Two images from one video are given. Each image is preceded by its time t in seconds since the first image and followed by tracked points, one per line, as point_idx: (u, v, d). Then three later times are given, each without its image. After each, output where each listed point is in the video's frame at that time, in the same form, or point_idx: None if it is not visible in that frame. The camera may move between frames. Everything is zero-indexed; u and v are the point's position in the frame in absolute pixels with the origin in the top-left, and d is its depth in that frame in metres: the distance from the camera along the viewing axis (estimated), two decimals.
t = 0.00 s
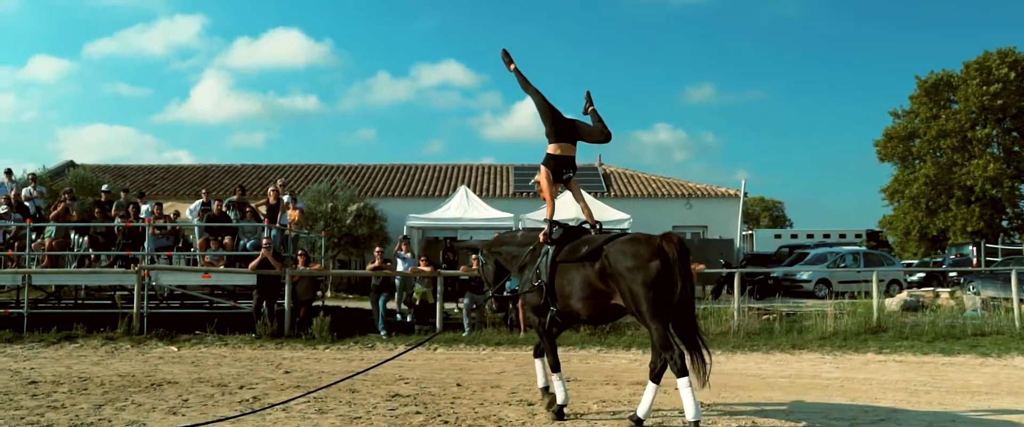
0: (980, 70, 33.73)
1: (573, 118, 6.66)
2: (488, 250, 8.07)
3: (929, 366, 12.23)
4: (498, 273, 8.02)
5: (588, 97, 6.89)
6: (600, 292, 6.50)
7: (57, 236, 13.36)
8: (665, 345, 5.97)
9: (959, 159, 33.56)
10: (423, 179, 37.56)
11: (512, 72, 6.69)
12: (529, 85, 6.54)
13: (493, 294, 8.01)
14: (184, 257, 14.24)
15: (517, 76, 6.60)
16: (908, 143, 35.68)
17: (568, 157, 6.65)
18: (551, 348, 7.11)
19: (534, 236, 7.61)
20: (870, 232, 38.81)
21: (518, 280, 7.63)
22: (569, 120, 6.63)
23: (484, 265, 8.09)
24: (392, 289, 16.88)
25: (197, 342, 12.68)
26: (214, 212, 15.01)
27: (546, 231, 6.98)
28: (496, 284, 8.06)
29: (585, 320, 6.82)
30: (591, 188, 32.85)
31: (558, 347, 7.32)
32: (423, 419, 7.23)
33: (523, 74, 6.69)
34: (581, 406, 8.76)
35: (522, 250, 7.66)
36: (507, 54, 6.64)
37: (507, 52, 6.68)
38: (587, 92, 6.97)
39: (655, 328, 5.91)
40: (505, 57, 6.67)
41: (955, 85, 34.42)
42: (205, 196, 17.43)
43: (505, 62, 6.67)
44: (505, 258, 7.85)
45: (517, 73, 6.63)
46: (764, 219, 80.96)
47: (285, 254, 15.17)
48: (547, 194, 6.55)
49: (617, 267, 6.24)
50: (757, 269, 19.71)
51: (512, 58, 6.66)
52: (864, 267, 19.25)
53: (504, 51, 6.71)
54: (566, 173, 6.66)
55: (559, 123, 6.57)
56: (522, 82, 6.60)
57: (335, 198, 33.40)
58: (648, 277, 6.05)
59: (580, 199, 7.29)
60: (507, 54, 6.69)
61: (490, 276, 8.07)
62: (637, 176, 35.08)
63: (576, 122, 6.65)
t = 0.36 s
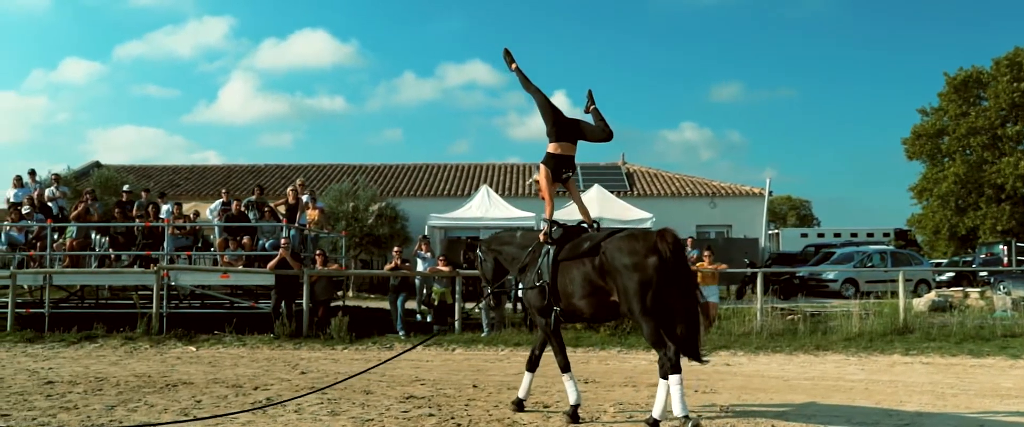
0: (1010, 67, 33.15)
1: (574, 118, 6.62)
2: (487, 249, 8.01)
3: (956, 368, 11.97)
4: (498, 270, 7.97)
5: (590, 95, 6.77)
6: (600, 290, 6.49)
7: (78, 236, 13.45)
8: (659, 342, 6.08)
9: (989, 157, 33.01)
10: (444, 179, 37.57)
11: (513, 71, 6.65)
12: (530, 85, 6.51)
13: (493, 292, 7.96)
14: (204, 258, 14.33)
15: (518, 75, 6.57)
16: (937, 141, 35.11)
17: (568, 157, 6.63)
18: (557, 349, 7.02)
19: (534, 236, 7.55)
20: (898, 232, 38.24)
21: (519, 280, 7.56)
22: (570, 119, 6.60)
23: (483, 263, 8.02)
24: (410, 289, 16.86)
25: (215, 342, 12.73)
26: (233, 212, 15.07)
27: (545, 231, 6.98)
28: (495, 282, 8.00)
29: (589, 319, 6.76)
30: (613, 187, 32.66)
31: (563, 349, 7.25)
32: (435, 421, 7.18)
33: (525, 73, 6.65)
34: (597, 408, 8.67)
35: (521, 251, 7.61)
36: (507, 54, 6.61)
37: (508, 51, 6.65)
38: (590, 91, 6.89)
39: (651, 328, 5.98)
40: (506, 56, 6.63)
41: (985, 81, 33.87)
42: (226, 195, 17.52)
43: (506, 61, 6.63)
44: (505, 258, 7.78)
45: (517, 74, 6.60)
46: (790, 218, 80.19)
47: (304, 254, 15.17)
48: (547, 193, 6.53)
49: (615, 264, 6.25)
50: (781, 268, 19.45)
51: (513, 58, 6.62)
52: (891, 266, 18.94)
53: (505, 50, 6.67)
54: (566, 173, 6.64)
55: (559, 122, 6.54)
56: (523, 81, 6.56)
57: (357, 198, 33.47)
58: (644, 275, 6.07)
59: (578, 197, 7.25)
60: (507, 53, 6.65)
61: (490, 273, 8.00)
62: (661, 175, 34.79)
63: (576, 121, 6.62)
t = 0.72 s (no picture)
0: None
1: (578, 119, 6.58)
2: (488, 247, 7.91)
3: (986, 371, 11.68)
4: (498, 269, 7.86)
5: (594, 95, 6.68)
6: (598, 289, 6.47)
7: (99, 236, 13.53)
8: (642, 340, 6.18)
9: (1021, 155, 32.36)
10: (466, 178, 37.52)
11: (518, 68, 6.62)
12: (532, 84, 6.46)
13: (493, 291, 7.86)
14: (224, 258, 14.37)
15: (523, 73, 6.53)
16: (968, 138, 34.46)
17: (570, 158, 6.57)
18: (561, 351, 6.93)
19: (535, 236, 7.47)
20: (927, 231, 37.60)
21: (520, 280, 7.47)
22: (572, 120, 6.54)
23: (484, 261, 7.92)
24: (431, 289, 16.79)
25: (235, 342, 12.76)
26: (254, 212, 15.09)
27: (547, 232, 6.92)
28: (495, 281, 7.90)
29: (590, 319, 6.73)
30: (637, 187, 32.42)
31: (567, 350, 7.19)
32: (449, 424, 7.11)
33: (529, 72, 6.62)
34: (614, 411, 8.54)
35: (523, 251, 7.50)
36: (513, 51, 6.58)
37: (513, 48, 6.60)
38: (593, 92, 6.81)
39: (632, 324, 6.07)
40: (511, 53, 6.60)
41: (1017, 78, 33.24)
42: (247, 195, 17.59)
43: (511, 59, 6.60)
44: (507, 257, 7.68)
45: (522, 71, 6.57)
46: (818, 217, 79.27)
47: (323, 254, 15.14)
48: (548, 195, 6.45)
49: (612, 261, 6.26)
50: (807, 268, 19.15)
51: (518, 55, 6.60)
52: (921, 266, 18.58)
53: (510, 47, 6.63)
54: (568, 174, 6.57)
55: (562, 123, 6.48)
56: (527, 79, 6.53)
57: (380, 198, 33.54)
58: (639, 274, 6.13)
59: (579, 197, 7.19)
60: (512, 50, 6.62)
61: (490, 271, 7.90)
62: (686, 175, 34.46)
63: (578, 122, 6.55)
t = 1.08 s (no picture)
0: None
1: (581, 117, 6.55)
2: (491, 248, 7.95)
3: (1019, 373, 11.39)
4: (502, 270, 7.88)
5: (598, 93, 6.61)
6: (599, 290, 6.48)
7: (122, 236, 13.62)
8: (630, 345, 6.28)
9: None
10: (489, 178, 37.47)
11: (522, 64, 6.59)
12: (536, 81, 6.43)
13: (496, 292, 7.89)
14: (245, 258, 14.38)
15: (527, 69, 6.51)
16: (1001, 136, 33.82)
17: (573, 157, 6.54)
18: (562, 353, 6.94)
19: (538, 235, 7.50)
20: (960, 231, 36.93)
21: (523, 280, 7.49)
22: (575, 119, 6.51)
23: (488, 262, 7.95)
24: (453, 289, 16.72)
25: (256, 342, 12.78)
26: (275, 211, 15.11)
27: (551, 232, 6.96)
28: (500, 282, 7.93)
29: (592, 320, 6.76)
30: (661, 186, 32.18)
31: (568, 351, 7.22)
32: (465, 425, 7.04)
33: (534, 68, 6.59)
34: (633, 412, 8.41)
35: (526, 250, 7.51)
36: (517, 45, 6.54)
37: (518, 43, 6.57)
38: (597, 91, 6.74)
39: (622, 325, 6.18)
40: (515, 49, 6.56)
41: None
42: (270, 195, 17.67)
43: (515, 54, 6.57)
44: (510, 257, 7.73)
45: (525, 67, 6.54)
46: (848, 216, 78.20)
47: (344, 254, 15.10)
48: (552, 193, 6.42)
49: (614, 263, 6.28)
50: (834, 268, 18.85)
51: (522, 51, 6.56)
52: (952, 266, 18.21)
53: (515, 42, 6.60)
54: (572, 173, 6.54)
55: (564, 122, 6.46)
56: (531, 76, 6.51)
57: (404, 198, 33.60)
58: (639, 280, 6.14)
59: (585, 197, 7.15)
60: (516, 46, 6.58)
61: (494, 273, 7.94)
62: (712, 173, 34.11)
63: (582, 122, 6.51)
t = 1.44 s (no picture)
0: None
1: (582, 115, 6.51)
2: (491, 250, 7.94)
3: None
4: (503, 272, 7.87)
5: (597, 91, 6.56)
6: (600, 289, 6.43)
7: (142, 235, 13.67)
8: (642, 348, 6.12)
9: None
10: (510, 177, 37.38)
11: (523, 62, 6.59)
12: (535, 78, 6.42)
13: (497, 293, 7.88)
14: (264, 257, 14.33)
15: (527, 68, 6.51)
16: None
17: (572, 155, 6.54)
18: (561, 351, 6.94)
19: (538, 235, 7.50)
20: (991, 230, 36.24)
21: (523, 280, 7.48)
22: (574, 117, 6.49)
23: (489, 264, 7.95)
24: (473, 288, 16.65)
25: (275, 342, 12.77)
26: (295, 210, 15.09)
27: (550, 231, 6.91)
28: (501, 284, 7.93)
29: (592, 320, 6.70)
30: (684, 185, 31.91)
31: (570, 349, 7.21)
32: None
33: (534, 66, 6.58)
34: (652, 413, 8.27)
35: (526, 250, 7.52)
36: (518, 43, 6.55)
37: (519, 41, 6.56)
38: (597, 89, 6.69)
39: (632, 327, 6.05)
40: (517, 47, 6.56)
41: None
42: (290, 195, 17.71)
43: (516, 52, 6.56)
44: (510, 257, 7.73)
45: (526, 65, 6.53)
46: (876, 215, 77.14)
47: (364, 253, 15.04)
48: (551, 191, 6.41)
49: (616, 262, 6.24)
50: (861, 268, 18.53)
51: (523, 49, 6.57)
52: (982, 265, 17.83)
53: (516, 40, 6.59)
54: (571, 171, 6.55)
55: (563, 119, 6.44)
56: (531, 74, 6.51)
57: (425, 197, 33.61)
58: (642, 277, 6.07)
59: (586, 197, 7.13)
60: (518, 43, 6.60)
61: (495, 275, 7.93)
62: (737, 172, 33.75)
63: (581, 120, 6.48)
